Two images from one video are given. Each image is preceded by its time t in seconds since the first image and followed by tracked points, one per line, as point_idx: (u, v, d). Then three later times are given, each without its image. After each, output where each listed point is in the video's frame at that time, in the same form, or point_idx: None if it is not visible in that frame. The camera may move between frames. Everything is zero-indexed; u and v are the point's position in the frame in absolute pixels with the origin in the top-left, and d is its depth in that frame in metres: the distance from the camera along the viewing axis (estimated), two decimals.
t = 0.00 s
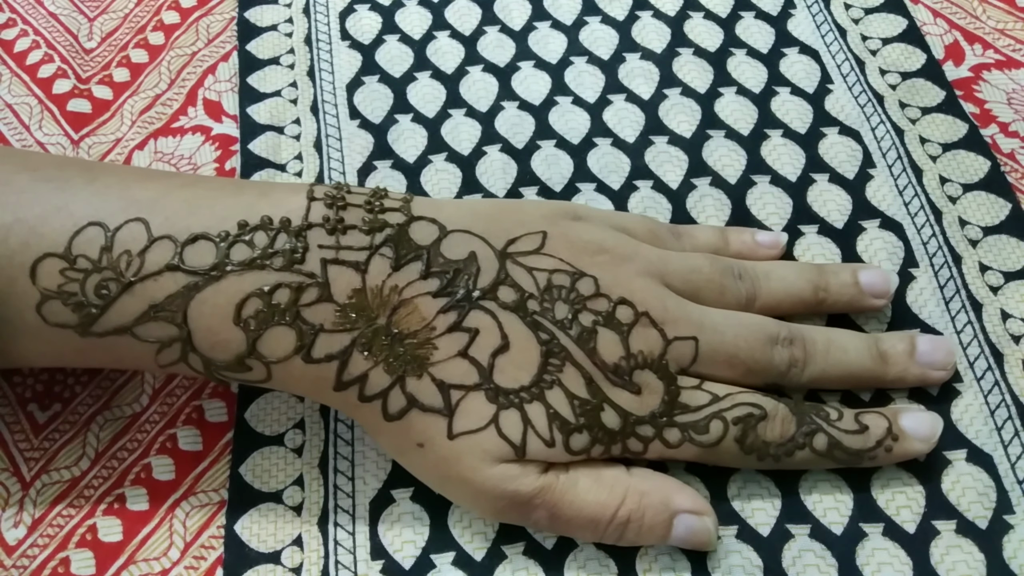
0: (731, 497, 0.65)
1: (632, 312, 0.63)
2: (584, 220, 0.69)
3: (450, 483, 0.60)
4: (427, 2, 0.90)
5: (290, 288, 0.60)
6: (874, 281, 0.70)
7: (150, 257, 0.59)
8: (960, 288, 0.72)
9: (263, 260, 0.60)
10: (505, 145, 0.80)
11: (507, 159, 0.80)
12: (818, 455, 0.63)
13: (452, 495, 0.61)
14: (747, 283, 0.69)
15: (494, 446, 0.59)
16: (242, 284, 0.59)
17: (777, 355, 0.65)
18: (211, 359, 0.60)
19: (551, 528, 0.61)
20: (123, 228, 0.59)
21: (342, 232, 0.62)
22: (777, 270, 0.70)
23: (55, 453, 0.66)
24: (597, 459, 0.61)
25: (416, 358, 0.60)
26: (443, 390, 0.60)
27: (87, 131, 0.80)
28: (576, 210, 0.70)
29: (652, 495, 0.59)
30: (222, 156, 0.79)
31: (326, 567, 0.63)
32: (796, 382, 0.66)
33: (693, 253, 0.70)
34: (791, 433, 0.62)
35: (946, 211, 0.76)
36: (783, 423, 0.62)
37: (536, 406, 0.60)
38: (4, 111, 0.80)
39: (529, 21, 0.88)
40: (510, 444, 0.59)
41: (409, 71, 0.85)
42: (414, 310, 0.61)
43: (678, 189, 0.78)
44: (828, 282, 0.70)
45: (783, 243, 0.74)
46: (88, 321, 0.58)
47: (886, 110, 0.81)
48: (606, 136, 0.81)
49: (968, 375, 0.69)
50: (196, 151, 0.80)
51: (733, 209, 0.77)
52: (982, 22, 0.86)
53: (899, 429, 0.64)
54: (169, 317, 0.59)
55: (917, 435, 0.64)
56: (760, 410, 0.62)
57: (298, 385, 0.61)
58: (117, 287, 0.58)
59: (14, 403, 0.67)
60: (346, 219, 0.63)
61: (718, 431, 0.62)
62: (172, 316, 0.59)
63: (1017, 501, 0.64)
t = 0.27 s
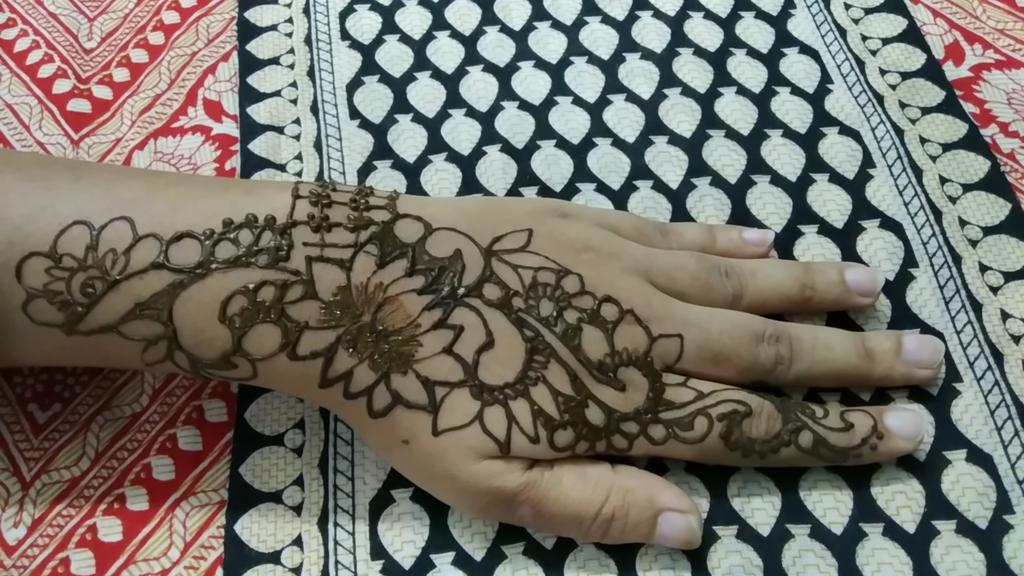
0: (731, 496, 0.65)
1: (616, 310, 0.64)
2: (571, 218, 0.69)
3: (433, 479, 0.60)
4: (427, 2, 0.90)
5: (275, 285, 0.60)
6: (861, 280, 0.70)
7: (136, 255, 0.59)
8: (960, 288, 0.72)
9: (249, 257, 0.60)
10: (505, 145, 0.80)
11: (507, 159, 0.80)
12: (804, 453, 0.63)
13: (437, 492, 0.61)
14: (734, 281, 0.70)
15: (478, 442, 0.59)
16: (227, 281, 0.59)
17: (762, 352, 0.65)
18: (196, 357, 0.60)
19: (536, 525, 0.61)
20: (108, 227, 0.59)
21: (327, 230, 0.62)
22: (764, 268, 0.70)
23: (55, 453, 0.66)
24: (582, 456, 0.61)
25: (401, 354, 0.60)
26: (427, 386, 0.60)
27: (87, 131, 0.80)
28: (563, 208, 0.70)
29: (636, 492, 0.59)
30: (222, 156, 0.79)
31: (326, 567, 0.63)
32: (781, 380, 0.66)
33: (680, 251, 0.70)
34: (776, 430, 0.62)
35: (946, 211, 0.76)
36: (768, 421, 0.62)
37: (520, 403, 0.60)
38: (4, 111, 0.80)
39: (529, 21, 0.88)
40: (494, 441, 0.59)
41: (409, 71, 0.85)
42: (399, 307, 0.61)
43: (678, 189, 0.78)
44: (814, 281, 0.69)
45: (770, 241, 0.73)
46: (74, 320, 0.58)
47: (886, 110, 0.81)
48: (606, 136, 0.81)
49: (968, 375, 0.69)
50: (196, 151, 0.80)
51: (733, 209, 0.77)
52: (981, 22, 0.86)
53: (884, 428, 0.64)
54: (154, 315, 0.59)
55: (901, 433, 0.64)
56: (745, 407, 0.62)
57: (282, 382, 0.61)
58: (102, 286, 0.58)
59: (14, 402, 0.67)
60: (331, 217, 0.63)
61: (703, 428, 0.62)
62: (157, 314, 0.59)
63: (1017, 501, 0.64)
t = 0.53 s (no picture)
0: (731, 496, 0.65)
1: (610, 308, 0.64)
2: (565, 216, 0.69)
3: (427, 478, 0.60)
4: (427, 2, 0.90)
5: (268, 284, 0.60)
6: (854, 280, 0.70)
7: (129, 254, 0.59)
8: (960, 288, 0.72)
9: (242, 256, 0.60)
10: (505, 145, 0.80)
11: (507, 159, 0.80)
12: (797, 452, 0.63)
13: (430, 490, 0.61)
14: (728, 280, 0.70)
15: (471, 441, 0.59)
16: (221, 280, 0.59)
17: (756, 351, 0.65)
18: (191, 355, 0.60)
19: (528, 524, 0.61)
20: (102, 227, 0.59)
21: (321, 228, 0.62)
22: (759, 267, 0.70)
23: (55, 453, 0.66)
24: (575, 455, 0.61)
25: (394, 353, 0.60)
26: (421, 385, 0.60)
27: (87, 130, 0.80)
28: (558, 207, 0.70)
29: (629, 491, 0.59)
30: (222, 156, 0.79)
31: (326, 567, 0.63)
32: (775, 378, 0.66)
33: (674, 250, 0.70)
34: (770, 429, 0.62)
35: (946, 211, 0.76)
36: (762, 419, 0.62)
37: (514, 401, 0.60)
38: (4, 111, 0.80)
39: (529, 21, 0.88)
40: (487, 438, 0.59)
41: (409, 71, 0.85)
42: (392, 306, 0.61)
43: (678, 189, 0.78)
44: (808, 280, 0.69)
45: (765, 240, 0.73)
46: (69, 319, 0.58)
47: (886, 110, 0.81)
48: (606, 136, 0.81)
49: (968, 375, 0.69)
50: (196, 151, 0.80)
51: (733, 209, 0.77)
52: (982, 22, 0.86)
53: (878, 427, 0.64)
54: (148, 314, 0.59)
55: (894, 433, 0.64)
56: (739, 406, 0.62)
57: (276, 380, 0.61)
58: (96, 285, 0.58)
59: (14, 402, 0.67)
60: (325, 215, 0.63)
61: (697, 427, 0.62)
62: (151, 313, 0.59)
63: (1017, 501, 0.64)
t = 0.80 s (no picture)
0: (731, 496, 0.65)
1: (604, 307, 0.64)
2: (560, 215, 0.69)
3: (420, 476, 0.60)
4: (427, 2, 0.90)
5: (262, 283, 0.60)
6: (849, 279, 0.70)
7: (124, 254, 0.59)
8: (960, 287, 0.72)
9: (236, 255, 0.60)
10: (505, 145, 0.80)
11: (507, 159, 0.80)
12: (791, 451, 0.63)
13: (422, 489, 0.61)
14: (723, 279, 0.70)
15: (465, 439, 0.59)
16: (215, 280, 0.59)
17: (750, 350, 0.65)
18: (185, 354, 0.60)
19: (520, 523, 0.61)
20: (96, 226, 0.59)
21: (315, 227, 0.62)
22: (753, 267, 0.70)
23: (55, 453, 0.66)
24: (569, 453, 0.61)
25: (388, 351, 0.60)
26: (415, 383, 0.60)
27: (87, 130, 0.80)
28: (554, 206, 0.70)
29: (622, 491, 0.59)
30: (222, 156, 0.79)
31: (326, 567, 0.63)
32: (769, 377, 0.66)
33: (669, 249, 0.70)
34: (764, 428, 0.62)
35: (946, 211, 0.76)
36: (756, 418, 0.62)
37: (507, 399, 0.60)
38: (4, 111, 0.80)
39: (529, 21, 0.88)
40: (481, 436, 0.59)
41: (409, 71, 0.85)
42: (386, 305, 0.61)
43: (678, 189, 0.78)
44: (803, 279, 0.69)
45: (760, 239, 0.73)
46: (64, 319, 0.58)
47: (886, 110, 0.81)
48: (606, 136, 0.81)
49: (968, 375, 0.69)
50: (196, 151, 0.80)
51: (732, 209, 0.77)
52: (981, 22, 0.86)
53: (872, 427, 0.64)
54: (143, 314, 0.59)
55: (889, 433, 0.64)
56: (733, 405, 0.62)
57: (270, 379, 0.61)
58: (91, 285, 0.58)
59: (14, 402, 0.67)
60: (319, 214, 0.63)
61: (690, 425, 0.62)
62: (146, 313, 0.59)
63: (1017, 501, 0.64)
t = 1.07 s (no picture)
0: (731, 496, 0.65)
1: (603, 307, 0.64)
2: (560, 216, 0.69)
3: (419, 476, 0.60)
4: (427, 2, 0.90)
5: (262, 283, 0.60)
6: (849, 279, 0.70)
7: (124, 255, 0.59)
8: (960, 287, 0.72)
9: (236, 256, 0.60)
10: (505, 145, 0.80)
11: (507, 159, 0.80)
12: (791, 451, 0.63)
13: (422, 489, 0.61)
14: (723, 278, 0.70)
15: (465, 439, 0.59)
16: (215, 280, 0.59)
17: (750, 350, 0.65)
18: (185, 355, 0.60)
19: (520, 523, 0.61)
20: (97, 228, 0.59)
21: (314, 227, 0.62)
22: (753, 267, 0.70)
23: (55, 454, 0.66)
24: (568, 453, 0.61)
25: (388, 351, 0.60)
26: (415, 383, 0.60)
27: (87, 131, 0.80)
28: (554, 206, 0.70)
29: (622, 492, 0.59)
30: (222, 156, 0.79)
31: (326, 567, 0.63)
32: (769, 377, 0.66)
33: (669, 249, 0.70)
34: (764, 428, 0.62)
35: (946, 211, 0.76)
36: (756, 418, 0.62)
37: (507, 399, 0.60)
38: (4, 111, 0.80)
39: (529, 21, 0.88)
40: (480, 436, 0.59)
41: (409, 71, 0.85)
42: (386, 305, 0.61)
43: (678, 189, 0.78)
44: (803, 279, 0.69)
45: (760, 239, 0.73)
46: (65, 321, 0.58)
47: (886, 110, 0.81)
48: (606, 136, 0.81)
49: (968, 375, 0.69)
50: (196, 152, 0.80)
51: (733, 209, 0.77)
52: (981, 22, 0.86)
53: (872, 427, 0.64)
54: (144, 315, 0.59)
55: (889, 433, 0.64)
56: (732, 405, 0.62)
57: (270, 379, 0.61)
58: (92, 286, 0.58)
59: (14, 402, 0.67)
60: (318, 215, 0.63)
61: (690, 425, 0.62)
62: (146, 314, 0.59)
63: (1016, 501, 0.64)
